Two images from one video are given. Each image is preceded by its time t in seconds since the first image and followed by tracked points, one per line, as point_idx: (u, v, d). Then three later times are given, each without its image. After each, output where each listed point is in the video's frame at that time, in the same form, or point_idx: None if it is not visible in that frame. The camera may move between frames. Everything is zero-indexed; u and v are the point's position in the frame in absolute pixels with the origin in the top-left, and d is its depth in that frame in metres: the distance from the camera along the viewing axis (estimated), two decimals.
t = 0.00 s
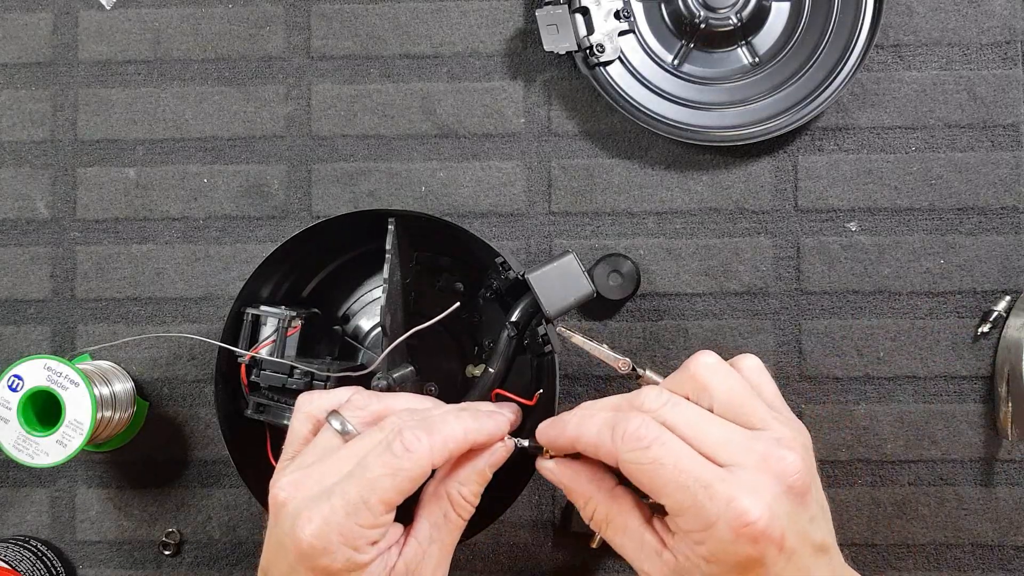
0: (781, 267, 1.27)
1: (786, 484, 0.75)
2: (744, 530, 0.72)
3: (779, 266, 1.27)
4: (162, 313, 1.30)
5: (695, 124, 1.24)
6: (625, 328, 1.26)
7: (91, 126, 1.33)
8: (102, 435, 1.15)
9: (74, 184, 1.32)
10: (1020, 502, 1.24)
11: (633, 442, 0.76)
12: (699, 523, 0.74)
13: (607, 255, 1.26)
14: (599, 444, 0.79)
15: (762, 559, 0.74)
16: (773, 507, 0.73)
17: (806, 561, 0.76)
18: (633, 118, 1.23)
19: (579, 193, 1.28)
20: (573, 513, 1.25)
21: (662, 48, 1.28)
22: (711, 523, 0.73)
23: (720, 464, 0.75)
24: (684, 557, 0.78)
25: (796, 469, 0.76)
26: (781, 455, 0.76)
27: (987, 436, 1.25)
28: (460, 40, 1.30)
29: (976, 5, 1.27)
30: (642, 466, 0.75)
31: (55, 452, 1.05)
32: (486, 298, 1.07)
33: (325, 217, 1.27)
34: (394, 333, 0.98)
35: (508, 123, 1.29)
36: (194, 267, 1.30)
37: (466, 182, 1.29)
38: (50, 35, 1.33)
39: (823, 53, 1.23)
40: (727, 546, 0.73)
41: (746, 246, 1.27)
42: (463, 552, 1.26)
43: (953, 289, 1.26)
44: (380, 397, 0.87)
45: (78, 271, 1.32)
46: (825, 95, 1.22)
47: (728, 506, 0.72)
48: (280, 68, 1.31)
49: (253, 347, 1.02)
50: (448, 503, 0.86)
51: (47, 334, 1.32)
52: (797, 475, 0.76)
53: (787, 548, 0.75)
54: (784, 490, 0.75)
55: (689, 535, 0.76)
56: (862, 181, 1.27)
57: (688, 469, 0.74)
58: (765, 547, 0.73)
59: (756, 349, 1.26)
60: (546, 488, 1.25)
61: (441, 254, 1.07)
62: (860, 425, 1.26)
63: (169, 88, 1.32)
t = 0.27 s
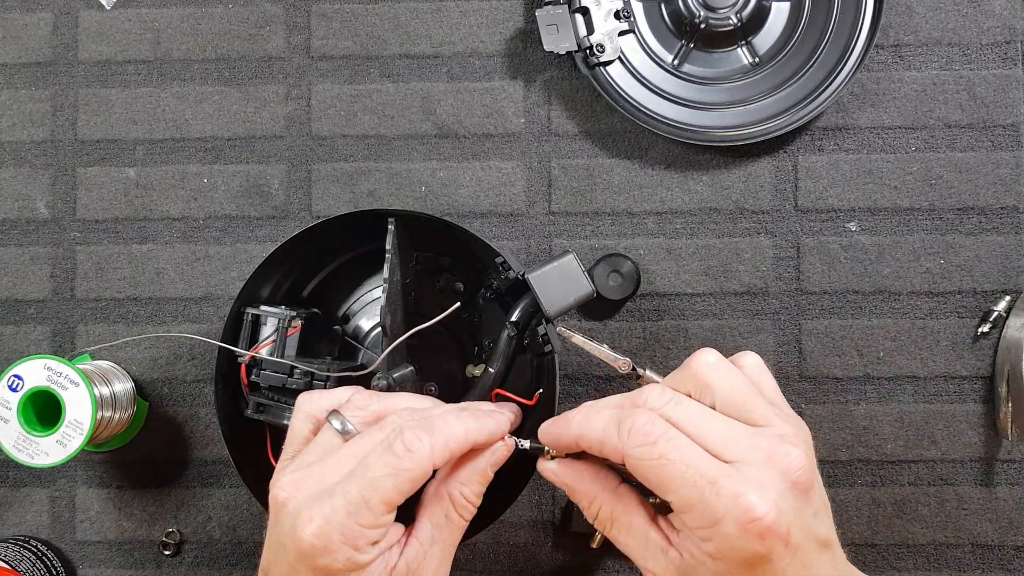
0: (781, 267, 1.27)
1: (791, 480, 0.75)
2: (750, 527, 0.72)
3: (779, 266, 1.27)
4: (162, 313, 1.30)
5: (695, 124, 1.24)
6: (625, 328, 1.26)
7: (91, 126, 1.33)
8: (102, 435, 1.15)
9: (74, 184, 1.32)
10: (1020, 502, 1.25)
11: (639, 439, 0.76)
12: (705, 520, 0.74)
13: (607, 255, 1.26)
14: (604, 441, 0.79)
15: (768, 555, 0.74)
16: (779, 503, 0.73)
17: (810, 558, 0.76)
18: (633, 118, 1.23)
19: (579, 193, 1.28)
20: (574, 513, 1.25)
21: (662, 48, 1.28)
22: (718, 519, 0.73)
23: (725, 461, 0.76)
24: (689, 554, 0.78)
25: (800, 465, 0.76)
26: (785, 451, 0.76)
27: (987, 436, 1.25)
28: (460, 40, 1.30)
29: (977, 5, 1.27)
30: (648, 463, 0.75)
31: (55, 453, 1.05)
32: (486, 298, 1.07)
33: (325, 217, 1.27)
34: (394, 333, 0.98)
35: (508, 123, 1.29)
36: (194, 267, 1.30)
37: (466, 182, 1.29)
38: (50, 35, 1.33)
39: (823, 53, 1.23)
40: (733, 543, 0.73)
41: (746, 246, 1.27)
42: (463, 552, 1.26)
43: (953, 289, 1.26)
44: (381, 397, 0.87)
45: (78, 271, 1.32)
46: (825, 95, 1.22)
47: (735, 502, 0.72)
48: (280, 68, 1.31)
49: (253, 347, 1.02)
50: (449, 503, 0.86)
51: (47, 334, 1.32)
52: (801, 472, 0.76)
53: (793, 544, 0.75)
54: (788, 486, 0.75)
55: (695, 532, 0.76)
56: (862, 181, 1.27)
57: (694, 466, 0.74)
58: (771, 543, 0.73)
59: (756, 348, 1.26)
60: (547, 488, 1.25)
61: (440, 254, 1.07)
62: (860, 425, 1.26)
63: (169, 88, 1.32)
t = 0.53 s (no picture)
0: (781, 267, 1.27)
1: (788, 486, 0.75)
2: (745, 532, 0.72)
3: (779, 266, 1.27)
4: (163, 313, 1.30)
5: (695, 124, 1.24)
6: (625, 328, 1.26)
7: (91, 126, 1.33)
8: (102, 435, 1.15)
9: (74, 184, 1.32)
10: (1020, 502, 1.25)
11: (635, 440, 0.76)
12: (700, 522, 0.74)
13: (607, 255, 1.26)
14: (601, 441, 0.79)
15: (763, 560, 0.74)
16: (775, 508, 0.73)
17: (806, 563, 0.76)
18: (633, 118, 1.23)
19: (579, 193, 1.28)
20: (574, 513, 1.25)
21: (662, 48, 1.28)
22: (713, 523, 0.73)
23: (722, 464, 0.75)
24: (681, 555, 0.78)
25: (799, 471, 0.76)
26: (784, 457, 0.76)
27: (987, 436, 1.25)
28: (460, 40, 1.30)
29: (976, 5, 1.27)
30: (643, 465, 0.75)
31: (56, 452, 1.05)
32: (486, 298, 1.07)
33: (325, 217, 1.27)
34: (394, 332, 0.98)
35: (508, 123, 1.29)
36: (194, 267, 1.30)
37: (465, 182, 1.29)
38: (50, 35, 1.33)
39: (823, 53, 1.23)
40: (727, 547, 0.73)
41: (747, 246, 1.27)
42: (463, 552, 1.26)
43: (953, 289, 1.26)
44: (383, 396, 0.87)
45: (78, 271, 1.32)
46: (825, 95, 1.22)
47: (730, 506, 0.72)
48: (280, 68, 1.31)
49: (253, 347, 1.02)
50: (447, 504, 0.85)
51: (47, 334, 1.32)
52: (800, 477, 0.75)
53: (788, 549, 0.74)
54: (786, 492, 0.75)
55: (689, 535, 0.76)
56: (861, 181, 1.27)
57: (691, 468, 0.74)
58: (767, 549, 0.73)
59: (756, 348, 1.26)
60: (547, 488, 1.25)
61: (440, 254, 1.07)
62: (860, 425, 1.25)
63: (169, 88, 1.32)
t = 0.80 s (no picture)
0: (781, 267, 1.27)
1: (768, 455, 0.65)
2: (717, 505, 0.63)
3: (779, 266, 1.27)
4: (163, 313, 1.30)
5: (695, 124, 1.24)
6: (625, 328, 1.26)
7: (91, 126, 1.33)
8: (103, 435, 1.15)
9: (74, 184, 1.33)
10: (1020, 502, 1.25)
11: (599, 417, 0.67)
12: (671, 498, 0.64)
13: (607, 255, 1.26)
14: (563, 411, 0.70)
15: (741, 531, 0.63)
16: (752, 478, 0.63)
17: (798, 543, 0.64)
18: (633, 118, 1.23)
19: (579, 193, 1.28)
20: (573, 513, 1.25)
21: (662, 48, 1.28)
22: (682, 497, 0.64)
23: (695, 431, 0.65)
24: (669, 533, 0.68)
25: (779, 436, 0.65)
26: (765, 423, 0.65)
27: (987, 436, 1.25)
28: (460, 40, 1.30)
29: (976, 5, 1.27)
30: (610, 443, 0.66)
31: (56, 452, 1.05)
32: (487, 298, 1.07)
33: (325, 217, 1.27)
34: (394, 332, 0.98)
35: (508, 123, 1.29)
36: (194, 267, 1.30)
37: (465, 182, 1.29)
38: (50, 35, 1.33)
39: (823, 53, 1.23)
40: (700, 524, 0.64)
41: (747, 246, 1.27)
42: (463, 552, 1.26)
43: (953, 289, 1.26)
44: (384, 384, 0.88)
45: (78, 271, 1.32)
46: (825, 95, 1.22)
47: (699, 477, 0.63)
48: (280, 68, 1.31)
49: (253, 346, 1.03)
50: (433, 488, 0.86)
51: (47, 334, 1.32)
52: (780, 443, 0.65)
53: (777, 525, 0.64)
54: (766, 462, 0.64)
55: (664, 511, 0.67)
56: (861, 181, 1.27)
57: (657, 433, 0.64)
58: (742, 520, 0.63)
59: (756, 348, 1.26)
60: (546, 488, 1.25)
61: (440, 254, 1.08)
62: (860, 425, 1.25)
63: (169, 88, 1.32)
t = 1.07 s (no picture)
0: (781, 267, 1.27)
1: (744, 399, 0.70)
2: (697, 444, 0.68)
3: (779, 266, 1.27)
4: (163, 313, 1.30)
5: (695, 124, 1.24)
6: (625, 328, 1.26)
7: (91, 126, 1.33)
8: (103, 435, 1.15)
9: (74, 184, 1.33)
10: (1020, 502, 1.25)
11: (581, 368, 0.71)
12: (653, 445, 0.68)
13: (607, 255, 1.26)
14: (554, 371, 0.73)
15: (722, 469, 0.68)
16: (731, 421, 0.68)
17: (788, 476, 0.70)
18: (633, 118, 1.23)
19: (579, 193, 1.28)
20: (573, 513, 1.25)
21: (662, 48, 1.28)
22: (664, 442, 0.68)
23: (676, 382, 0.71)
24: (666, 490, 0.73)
25: (750, 382, 0.71)
26: (736, 370, 0.71)
27: (987, 436, 1.25)
28: (460, 40, 1.30)
29: (976, 5, 1.27)
30: (587, 389, 0.70)
31: (56, 453, 1.05)
32: (487, 298, 1.07)
33: (325, 217, 1.27)
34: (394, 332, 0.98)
35: (508, 123, 1.29)
36: (194, 267, 1.30)
37: (465, 182, 1.29)
38: (50, 35, 1.33)
39: (823, 53, 1.23)
40: (685, 467, 0.68)
41: (747, 246, 1.27)
42: (462, 552, 1.26)
43: (953, 289, 1.26)
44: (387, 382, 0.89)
45: (78, 271, 1.32)
46: (825, 95, 1.22)
47: (678, 420, 0.67)
48: (280, 68, 1.31)
49: (253, 346, 1.03)
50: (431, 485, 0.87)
51: (47, 334, 1.32)
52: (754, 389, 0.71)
53: (764, 464, 0.69)
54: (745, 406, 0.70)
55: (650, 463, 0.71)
56: (861, 181, 1.27)
57: (639, 383, 0.68)
58: (720, 456, 0.68)
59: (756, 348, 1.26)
60: (546, 488, 1.25)
61: (440, 254, 1.07)
62: (860, 425, 1.25)
63: (169, 88, 1.32)
